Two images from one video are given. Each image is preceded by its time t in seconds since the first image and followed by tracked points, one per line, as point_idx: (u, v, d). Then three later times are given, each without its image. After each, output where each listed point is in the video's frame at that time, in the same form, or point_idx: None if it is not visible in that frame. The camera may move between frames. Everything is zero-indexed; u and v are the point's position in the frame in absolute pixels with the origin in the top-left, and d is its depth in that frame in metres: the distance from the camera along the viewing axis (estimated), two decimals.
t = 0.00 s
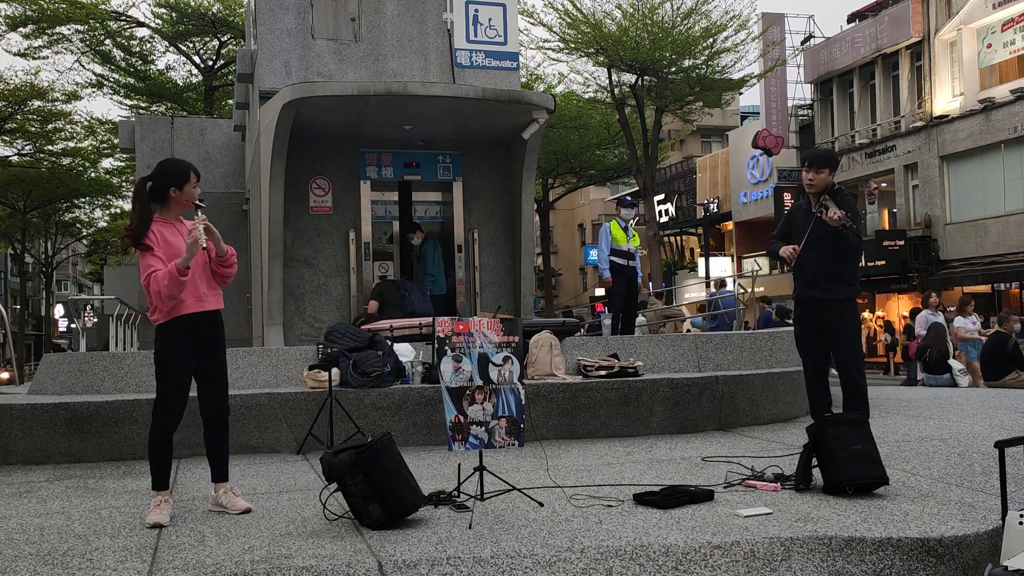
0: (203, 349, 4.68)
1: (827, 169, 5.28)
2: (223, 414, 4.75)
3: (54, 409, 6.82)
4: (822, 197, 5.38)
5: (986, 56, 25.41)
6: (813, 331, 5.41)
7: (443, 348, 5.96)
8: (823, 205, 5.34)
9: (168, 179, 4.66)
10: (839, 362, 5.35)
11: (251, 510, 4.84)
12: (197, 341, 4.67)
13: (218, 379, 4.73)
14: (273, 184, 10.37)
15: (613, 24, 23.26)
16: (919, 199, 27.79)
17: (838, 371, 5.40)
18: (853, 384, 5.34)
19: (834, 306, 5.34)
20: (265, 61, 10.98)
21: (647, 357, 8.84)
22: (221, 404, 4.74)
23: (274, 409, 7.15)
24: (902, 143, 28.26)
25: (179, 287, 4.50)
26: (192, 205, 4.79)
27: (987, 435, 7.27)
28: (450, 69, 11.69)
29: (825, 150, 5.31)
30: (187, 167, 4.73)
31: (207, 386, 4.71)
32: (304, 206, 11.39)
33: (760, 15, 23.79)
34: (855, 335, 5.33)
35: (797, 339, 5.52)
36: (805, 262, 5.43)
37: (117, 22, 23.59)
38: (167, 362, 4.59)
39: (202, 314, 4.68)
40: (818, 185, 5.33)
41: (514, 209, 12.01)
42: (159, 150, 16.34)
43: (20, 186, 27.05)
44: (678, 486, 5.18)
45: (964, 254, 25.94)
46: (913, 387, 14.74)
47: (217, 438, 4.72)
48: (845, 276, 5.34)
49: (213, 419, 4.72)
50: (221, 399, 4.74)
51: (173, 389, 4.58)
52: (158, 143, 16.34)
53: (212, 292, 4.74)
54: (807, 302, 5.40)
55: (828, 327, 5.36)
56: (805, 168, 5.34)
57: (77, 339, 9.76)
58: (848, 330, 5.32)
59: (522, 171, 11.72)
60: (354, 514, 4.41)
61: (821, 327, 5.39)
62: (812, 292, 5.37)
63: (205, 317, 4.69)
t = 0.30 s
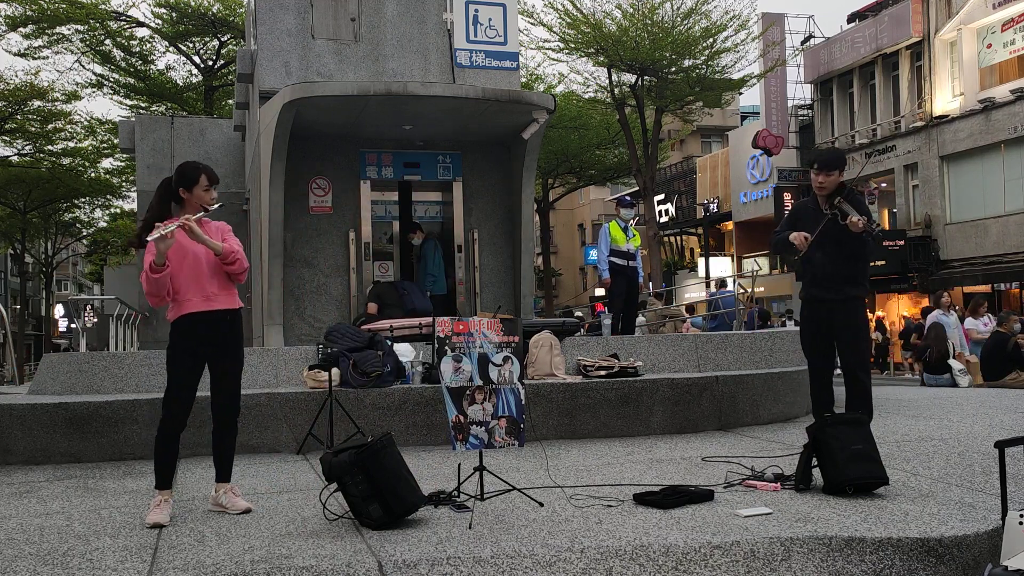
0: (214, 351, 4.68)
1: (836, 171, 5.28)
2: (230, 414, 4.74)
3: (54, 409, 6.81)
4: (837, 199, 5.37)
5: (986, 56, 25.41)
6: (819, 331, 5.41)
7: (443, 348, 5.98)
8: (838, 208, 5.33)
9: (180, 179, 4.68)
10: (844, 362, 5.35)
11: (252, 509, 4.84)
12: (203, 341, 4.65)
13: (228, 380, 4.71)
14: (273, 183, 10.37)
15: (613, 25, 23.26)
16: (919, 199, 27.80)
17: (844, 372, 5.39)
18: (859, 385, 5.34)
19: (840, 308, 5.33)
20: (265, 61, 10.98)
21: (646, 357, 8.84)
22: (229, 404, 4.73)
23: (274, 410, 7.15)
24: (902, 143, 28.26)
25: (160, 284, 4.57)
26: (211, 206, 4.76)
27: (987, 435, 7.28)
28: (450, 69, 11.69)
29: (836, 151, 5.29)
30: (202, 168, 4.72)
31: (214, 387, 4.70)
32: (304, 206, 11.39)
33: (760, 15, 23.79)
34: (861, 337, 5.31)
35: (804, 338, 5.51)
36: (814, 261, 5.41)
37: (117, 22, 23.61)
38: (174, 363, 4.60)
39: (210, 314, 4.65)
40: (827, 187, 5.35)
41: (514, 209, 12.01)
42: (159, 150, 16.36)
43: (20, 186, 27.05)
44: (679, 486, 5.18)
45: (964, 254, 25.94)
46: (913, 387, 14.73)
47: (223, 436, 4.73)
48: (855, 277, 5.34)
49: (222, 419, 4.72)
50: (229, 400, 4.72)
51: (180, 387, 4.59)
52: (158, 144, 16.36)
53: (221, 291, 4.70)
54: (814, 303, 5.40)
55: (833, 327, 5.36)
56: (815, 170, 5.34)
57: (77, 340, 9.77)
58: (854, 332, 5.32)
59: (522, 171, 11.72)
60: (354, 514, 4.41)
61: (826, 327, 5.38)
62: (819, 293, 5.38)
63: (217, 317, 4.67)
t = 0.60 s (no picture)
0: (221, 349, 4.67)
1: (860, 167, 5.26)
2: (237, 412, 4.74)
3: (54, 409, 6.81)
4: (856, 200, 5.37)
5: (986, 56, 25.41)
6: (825, 332, 5.38)
7: (443, 348, 5.99)
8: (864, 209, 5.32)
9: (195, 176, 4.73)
10: (850, 362, 5.35)
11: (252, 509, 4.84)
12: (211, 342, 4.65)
13: (236, 379, 4.71)
14: (273, 184, 10.37)
15: (613, 25, 23.26)
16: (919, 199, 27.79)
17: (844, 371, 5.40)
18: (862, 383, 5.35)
19: (845, 309, 5.32)
20: (265, 61, 10.98)
21: (646, 357, 8.84)
22: (237, 402, 4.73)
23: (274, 410, 7.15)
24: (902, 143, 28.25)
25: (158, 271, 4.61)
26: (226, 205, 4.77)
27: (987, 435, 7.27)
28: (450, 69, 11.69)
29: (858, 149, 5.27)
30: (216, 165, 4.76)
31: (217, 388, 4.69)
32: (304, 206, 11.39)
33: (760, 15, 23.79)
34: (865, 337, 5.31)
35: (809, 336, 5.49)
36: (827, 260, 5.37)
37: (117, 22, 23.62)
38: (183, 364, 4.60)
39: (212, 313, 4.65)
40: (848, 181, 5.31)
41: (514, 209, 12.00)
42: (159, 150, 16.36)
43: (20, 186, 27.05)
44: (678, 486, 5.18)
45: (964, 254, 25.94)
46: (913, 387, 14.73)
47: (229, 434, 4.73)
48: (862, 278, 5.33)
49: (229, 417, 4.72)
50: (236, 398, 4.73)
51: (188, 387, 4.59)
52: (158, 143, 16.36)
53: (227, 290, 4.69)
54: (821, 303, 5.37)
55: (838, 326, 5.35)
56: (839, 166, 5.28)
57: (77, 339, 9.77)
58: (858, 332, 5.32)
59: (522, 171, 11.72)
60: (354, 514, 4.41)
61: (831, 327, 5.37)
62: (825, 293, 5.35)
63: (221, 317, 4.67)
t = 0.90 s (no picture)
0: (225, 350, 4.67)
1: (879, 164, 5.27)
2: (239, 412, 4.74)
3: (54, 409, 6.81)
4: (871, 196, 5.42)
5: (986, 56, 25.41)
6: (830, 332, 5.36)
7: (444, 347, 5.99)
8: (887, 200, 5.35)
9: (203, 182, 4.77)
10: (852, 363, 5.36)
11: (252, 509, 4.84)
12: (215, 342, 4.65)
13: (238, 379, 4.72)
14: (273, 183, 10.37)
15: (613, 25, 23.25)
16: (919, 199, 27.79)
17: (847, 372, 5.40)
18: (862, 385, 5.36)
19: (850, 309, 5.31)
20: (265, 61, 10.98)
21: (647, 357, 8.83)
22: (239, 402, 4.73)
23: (274, 410, 7.15)
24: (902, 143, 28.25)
25: (153, 280, 4.68)
26: (231, 211, 4.79)
27: (986, 435, 7.28)
28: (450, 69, 11.68)
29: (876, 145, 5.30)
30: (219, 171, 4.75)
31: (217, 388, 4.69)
32: (304, 206, 11.38)
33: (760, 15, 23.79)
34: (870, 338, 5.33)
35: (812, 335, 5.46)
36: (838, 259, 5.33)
37: (117, 22, 23.64)
38: (186, 366, 4.59)
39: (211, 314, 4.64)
40: (865, 177, 5.30)
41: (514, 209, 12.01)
42: (158, 150, 16.36)
43: (20, 186, 27.07)
44: (678, 486, 5.18)
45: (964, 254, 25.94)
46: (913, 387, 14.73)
47: (231, 435, 4.73)
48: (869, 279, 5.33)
49: (231, 417, 4.73)
50: (238, 398, 4.73)
51: (192, 386, 4.59)
52: (158, 143, 16.36)
53: (223, 294, 4.67)
54: (827, 303, 5.35)
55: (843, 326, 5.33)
56: (861, 161, 5.25)
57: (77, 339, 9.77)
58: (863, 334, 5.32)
59: (522, 171, 11.71)
60: (354, 514, 4.41)
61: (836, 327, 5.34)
62: (832, 292, 5.32)
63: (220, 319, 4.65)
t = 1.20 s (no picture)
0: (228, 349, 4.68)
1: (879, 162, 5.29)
2: (240, 413, 4.75)
3: (54, 409, 6.81)
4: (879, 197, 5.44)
5: (986, 56, 25.41)
6: (834, 331, 5.34)
7: (443, 347, 5.98)
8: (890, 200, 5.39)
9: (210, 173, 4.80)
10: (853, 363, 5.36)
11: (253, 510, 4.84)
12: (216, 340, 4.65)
13: (238, 379, 4.72)
14: (273, 183, 10.37)
15: (613, 25, 23.25)
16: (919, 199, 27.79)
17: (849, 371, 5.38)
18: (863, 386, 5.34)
19: (853, 309, 5.30)
20: (265, 61, 10.98)
21: (646, 357, 8.83)
22: (239, 402, 4.74)
23: (274, 410, 7.15)
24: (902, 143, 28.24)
25: (150, 266, 4.66)
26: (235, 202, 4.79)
27: (986, 435, 7.28)
28: (450, 70, 11.68)
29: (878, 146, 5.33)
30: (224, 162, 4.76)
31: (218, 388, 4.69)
32: (304, 206, 11.38)
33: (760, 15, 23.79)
34: (873, 338, 5.32)
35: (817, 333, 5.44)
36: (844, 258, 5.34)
37: (117, 22, 23.66)
38: (186, 366, 4.59)
39: (208, 309, 4.64)
40: (866, 175, 5.33)
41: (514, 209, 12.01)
42: (158, 150, 16.37)
43: (19, 186, 27.08)
44: (678, 486, 5.18)
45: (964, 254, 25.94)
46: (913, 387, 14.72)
47: (232, 435, 4.73)
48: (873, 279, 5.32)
49: (231, 416, 4.73)
50: (238, 398, 4.73)
51: (194, 385, 4.58)
52: (158, 143, 16.37)
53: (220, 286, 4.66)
54: (832, 301, 5.33)
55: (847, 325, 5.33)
56: (860, 159, 5.30)
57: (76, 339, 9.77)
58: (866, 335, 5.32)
59: (521, 171, 11.71)
60: (354, 514, 4.40)
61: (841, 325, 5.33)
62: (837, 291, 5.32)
63: (216, 316, 4.65)
